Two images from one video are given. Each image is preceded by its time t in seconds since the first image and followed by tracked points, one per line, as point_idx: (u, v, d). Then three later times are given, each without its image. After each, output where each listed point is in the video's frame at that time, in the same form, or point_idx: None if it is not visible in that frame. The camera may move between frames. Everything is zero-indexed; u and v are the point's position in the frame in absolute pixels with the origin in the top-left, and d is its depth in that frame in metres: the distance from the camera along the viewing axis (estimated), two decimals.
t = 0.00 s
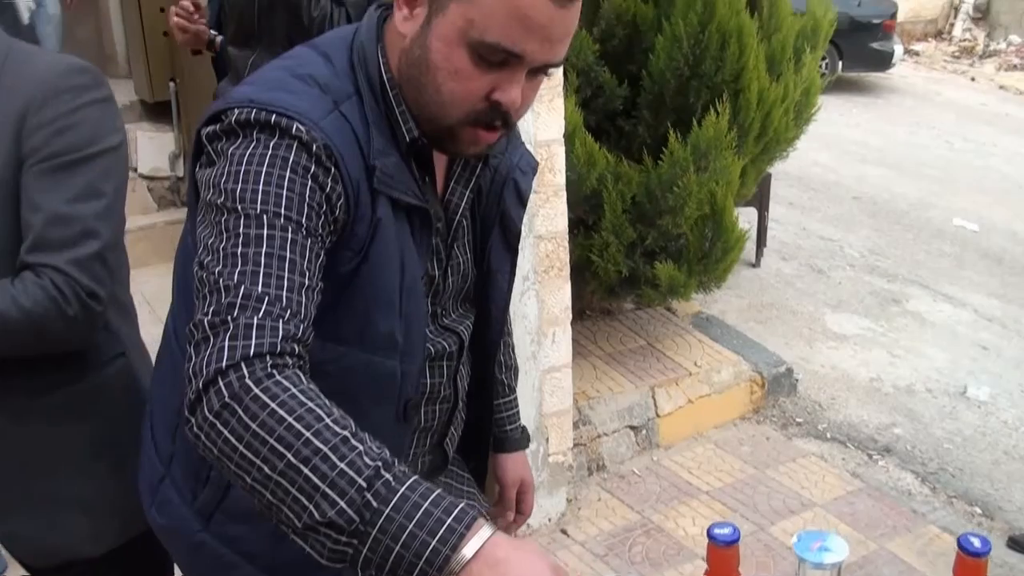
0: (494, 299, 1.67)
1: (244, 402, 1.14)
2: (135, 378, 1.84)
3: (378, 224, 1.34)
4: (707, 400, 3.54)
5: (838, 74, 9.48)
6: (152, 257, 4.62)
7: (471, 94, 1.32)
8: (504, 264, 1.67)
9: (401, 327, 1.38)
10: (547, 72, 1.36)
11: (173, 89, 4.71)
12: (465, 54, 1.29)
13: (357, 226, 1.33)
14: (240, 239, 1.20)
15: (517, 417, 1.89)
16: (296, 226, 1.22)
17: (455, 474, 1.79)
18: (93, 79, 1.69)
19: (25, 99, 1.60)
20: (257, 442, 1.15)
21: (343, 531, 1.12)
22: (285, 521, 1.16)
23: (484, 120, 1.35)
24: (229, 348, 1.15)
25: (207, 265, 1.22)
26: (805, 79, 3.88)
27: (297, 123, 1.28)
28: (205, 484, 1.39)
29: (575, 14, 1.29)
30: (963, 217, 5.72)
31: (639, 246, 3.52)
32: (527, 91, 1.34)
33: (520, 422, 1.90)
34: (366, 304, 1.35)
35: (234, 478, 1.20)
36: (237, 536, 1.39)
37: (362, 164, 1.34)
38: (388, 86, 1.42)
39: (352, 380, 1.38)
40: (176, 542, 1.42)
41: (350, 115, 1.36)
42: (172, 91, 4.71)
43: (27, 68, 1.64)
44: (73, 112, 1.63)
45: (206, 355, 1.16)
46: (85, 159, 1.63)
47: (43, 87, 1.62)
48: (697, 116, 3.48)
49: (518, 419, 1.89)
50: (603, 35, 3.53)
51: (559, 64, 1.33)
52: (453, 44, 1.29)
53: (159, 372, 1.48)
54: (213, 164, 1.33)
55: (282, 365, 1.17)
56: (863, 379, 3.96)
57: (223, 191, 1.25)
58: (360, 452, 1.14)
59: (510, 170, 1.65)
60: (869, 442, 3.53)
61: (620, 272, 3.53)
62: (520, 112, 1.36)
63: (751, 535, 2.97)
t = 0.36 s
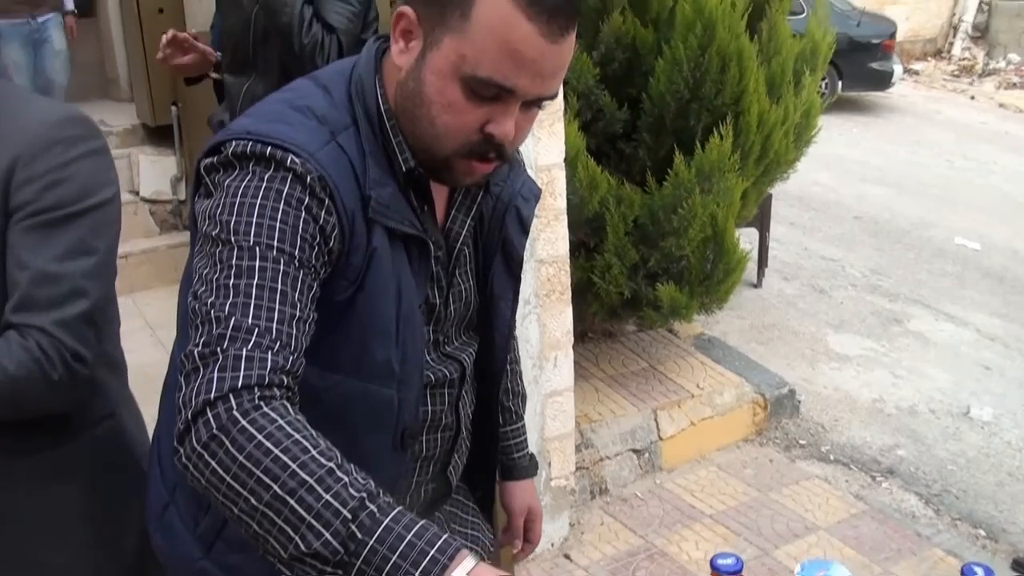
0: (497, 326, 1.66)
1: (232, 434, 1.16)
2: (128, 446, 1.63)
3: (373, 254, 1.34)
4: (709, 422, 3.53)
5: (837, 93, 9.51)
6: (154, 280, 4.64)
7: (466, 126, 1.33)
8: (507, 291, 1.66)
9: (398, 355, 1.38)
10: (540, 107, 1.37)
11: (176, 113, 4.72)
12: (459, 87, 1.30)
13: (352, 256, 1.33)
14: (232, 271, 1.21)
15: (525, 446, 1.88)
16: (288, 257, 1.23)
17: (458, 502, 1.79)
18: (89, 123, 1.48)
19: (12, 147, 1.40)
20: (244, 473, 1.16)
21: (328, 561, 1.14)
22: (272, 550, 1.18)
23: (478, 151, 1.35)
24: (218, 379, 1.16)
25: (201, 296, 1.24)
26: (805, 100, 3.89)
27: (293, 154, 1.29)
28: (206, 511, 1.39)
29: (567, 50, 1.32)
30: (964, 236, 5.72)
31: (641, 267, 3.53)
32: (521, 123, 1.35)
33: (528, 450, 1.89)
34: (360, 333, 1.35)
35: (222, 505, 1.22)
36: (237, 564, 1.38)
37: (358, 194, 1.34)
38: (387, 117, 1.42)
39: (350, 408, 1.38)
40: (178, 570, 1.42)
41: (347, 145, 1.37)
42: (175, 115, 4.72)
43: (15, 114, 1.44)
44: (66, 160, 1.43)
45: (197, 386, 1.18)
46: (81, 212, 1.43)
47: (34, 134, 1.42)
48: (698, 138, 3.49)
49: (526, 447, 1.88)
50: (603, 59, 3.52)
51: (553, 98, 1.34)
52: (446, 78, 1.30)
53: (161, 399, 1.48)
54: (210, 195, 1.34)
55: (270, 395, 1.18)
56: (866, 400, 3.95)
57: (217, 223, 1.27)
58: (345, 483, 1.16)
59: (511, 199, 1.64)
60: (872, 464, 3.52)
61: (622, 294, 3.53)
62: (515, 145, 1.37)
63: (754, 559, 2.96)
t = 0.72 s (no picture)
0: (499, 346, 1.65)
1: (226, 453, 1.16)
2: (120, 486, 1.58)
3: (371, 273, 1.34)
4: (711, 438, 3.53)
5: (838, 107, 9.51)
6: (155, 295, 4.66)
7: (463, 147, 1.33)
8: (509, 311, 1.66)
9: (396, 375, 1.37)
10: (538, 129, 1.37)
11: (177, 130, 4.73)
12: (456, 109, 1.30)
13: (350, 275, 1.33)
14: (228, 291, 1.22)
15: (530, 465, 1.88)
16: (285, 278, 1.24)
17: (462, 523, 1.79)
18: (86, 157, 1.44)
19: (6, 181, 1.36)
20: (237, 493, 1.17)
21: None
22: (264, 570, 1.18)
23: (476, 172, 1.35)
24: (212, 399, 1.17)
25: (198, 315, 1.24)
26: (805, 116, 3.91)
27: (291, 175, 1.30)
28: (206, 529, 1.39)
29: (564, 72, 1.33)
30: (965, 250, 5.72)
31: (642, 283, 3.53)
32: (519, 145, 1.35)
33: (533, 470, 1.89)
34: (357, 352, 1.34)
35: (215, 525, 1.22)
36: None
37: (356, 214, 1.34)
38: (386, 138, 1.42)
39: (348, 428, 1.38)
40: None
41: (346, 166, 1.37)
42: (177, 132, 4.73)
43: (9, 145, 1.40)
44: (60, 196, 1.39)
45: (192, 405, 1.19)
46: (72, 248, 1.38)
47: (30, 167, 1.38)
48: (699, 154, 3.49)
49: (531, 467, 1.88)
50: (603, 75, 3.50)
51: (550, 120, 1.34)
52: (444, 99, 1.31)
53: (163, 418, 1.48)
54: (209, 216, 1.35)
55: (265, 416, 1.19)
56: (868, 415, 3.94)
57: (215, 242, 1.27)
58: (337, 503, 1.17)
59: (514, 218, 1.64)
60: (874, 480, 3.51)
61: (624, 309, 3.53)
62: (514, 166, 1.37)
63: None
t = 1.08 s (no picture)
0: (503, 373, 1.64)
1: (219, 480, 1.16)
2: (109, 529, 1.53)
3: (369, 299, 1.34)
4: (713, 460, 3.52)
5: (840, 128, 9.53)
6: (156, 314, 4.67)
7: (462, 176, 1.33)
8: (514, 338, 1.64)
9: (394, 401, 1.37)
10: (538, 159, 1.38)
11: (181, 148, 4.74)
12: (454, 139, 1.31)
13: (349, 302, 1.33)
14: (227, 317, 1.23)
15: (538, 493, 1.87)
16: (283, 305, 1.24)
17: (465, 551, 1.77)
18: (82, 186, 1.38)
19: None
20: (229, 520, 1.17)
21: None
22: None
23: (474, 201, 1.36)
24: (208, 425, 1.17)
25: (196, 340, 1.25)
26: (807, 139, 3.92)
27: (291, 203, 1.30)
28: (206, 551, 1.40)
29: (562, 102, 1.33)
30: (967, 271, 5.72)
31: (643, 305, 3.53)
32: (518, 174, 1.35)
33: (541, 498, 1.87)
34: (355, 378, 1.35)
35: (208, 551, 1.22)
36: None
37: (356, 241, 1.34)
38: (387, 165, 1.42)
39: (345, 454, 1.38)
40: None
41: (347, 193, 1.37)
42: (182, 150, 4.74)
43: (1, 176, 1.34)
44: (54, 226, 1.32)
45: (188, 431, 1.19)
46: (67, 281, 1.31)
47: (24, 197, 1.31)
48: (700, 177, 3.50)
49: (538, 495, 1.86)
50: (604, 98, 3.49)
51: (549, 150, 1.35)
52: (443, 128, 1.31)
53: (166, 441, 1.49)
54: (211, 241, 1.35)
55: (259, 443, 1.19)
56: (870, 437, 3.93)
57: (216, 268, 1.28)
58: (328, 532, 1.17)
59: (518, 245, 1.64)
60: (876, 503, 3.50)
61: (625, 332, 3.54)
62: (513, 195, 1.37)
63: None
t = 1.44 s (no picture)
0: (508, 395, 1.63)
1: (217, 503, 1.16)
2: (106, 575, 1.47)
3: (371, 321, 1.34)
4: (716, 479, 3.51)
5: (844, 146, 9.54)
6: (160, 331, 4.68)
7: (463, 200, 1.33)
8: (519, 359, 1.63)
9: (395, 423, 1.36)
10: (540, 183, 1.37)
11: (186, 165, 4.77)
12: (456, 163, 1.31)
13: (352, 324, 1.33)
14: (229, 340, 1.23)
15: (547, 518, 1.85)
16: (284, 328, 1.24)
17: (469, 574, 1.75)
18: (79, 215, 1.31)
19: None
20: (227, 542, 1.17)
21: None
22: None
23: (477, 224, 1.36)
24: (208, 448, 1.17)
25: (198, 362, 1.25)
26: (810, 158, 3.93)
27: (294, 227, 1.30)
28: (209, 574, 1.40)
29: (563, 127, 1.33)
30: (971, 289, 5.71)
31: (646, 324, 3.53)
32: (519, 199, 1.35)
33: (550, 521, 1.85)
34: (358, 400, 1.35)
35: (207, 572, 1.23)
36: None
37: (359, 263, 1.34)
38: (391, 188, 1.42)
39: (346, 475, 1.38)
40: None
41: (352, 216, 1.37)
42: (187, 166, 4.77)
43: None
44: (51, 257, 1.25)
45: (188, 453, 1.19)
46: (65, 315, 1.25)
47: (20, 226, 1.24)
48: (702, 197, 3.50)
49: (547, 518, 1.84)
50: (607, 116, 3.49)
51: (550, 175, 1.35)
52: (445, 154, 1.32)
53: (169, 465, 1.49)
54: (216, 263, 1.36)
55: (258, 467, 1.19)
56: (874, 456, 3.93)
57: (220, 291, 1.28)
58: (323, 557, 1.18)
59: (524, 266, 1.62)
60: (880, 523, 3.49)
61: (628, 351, 3.54)
62: (516, 219, 1.37)
63: None
